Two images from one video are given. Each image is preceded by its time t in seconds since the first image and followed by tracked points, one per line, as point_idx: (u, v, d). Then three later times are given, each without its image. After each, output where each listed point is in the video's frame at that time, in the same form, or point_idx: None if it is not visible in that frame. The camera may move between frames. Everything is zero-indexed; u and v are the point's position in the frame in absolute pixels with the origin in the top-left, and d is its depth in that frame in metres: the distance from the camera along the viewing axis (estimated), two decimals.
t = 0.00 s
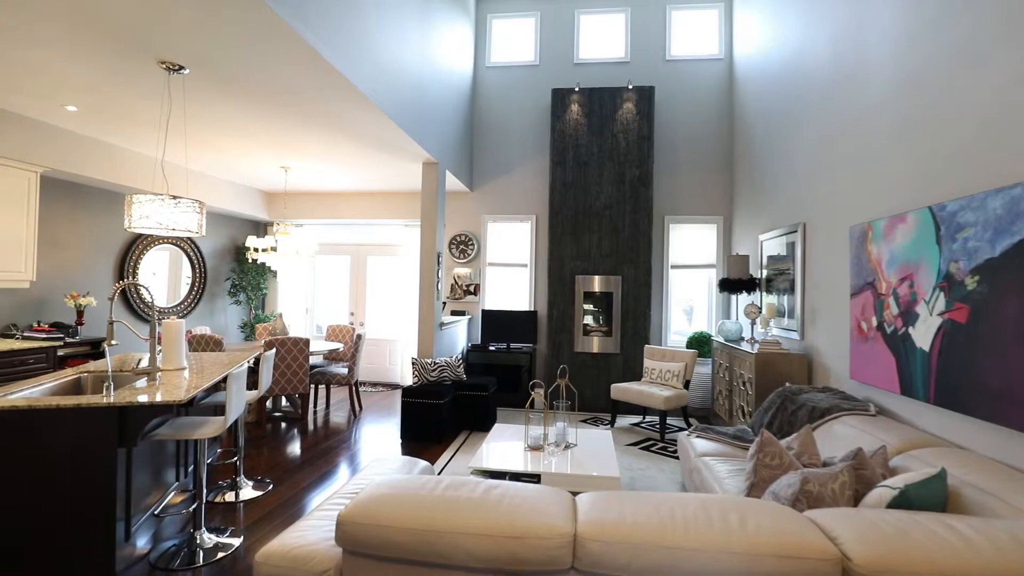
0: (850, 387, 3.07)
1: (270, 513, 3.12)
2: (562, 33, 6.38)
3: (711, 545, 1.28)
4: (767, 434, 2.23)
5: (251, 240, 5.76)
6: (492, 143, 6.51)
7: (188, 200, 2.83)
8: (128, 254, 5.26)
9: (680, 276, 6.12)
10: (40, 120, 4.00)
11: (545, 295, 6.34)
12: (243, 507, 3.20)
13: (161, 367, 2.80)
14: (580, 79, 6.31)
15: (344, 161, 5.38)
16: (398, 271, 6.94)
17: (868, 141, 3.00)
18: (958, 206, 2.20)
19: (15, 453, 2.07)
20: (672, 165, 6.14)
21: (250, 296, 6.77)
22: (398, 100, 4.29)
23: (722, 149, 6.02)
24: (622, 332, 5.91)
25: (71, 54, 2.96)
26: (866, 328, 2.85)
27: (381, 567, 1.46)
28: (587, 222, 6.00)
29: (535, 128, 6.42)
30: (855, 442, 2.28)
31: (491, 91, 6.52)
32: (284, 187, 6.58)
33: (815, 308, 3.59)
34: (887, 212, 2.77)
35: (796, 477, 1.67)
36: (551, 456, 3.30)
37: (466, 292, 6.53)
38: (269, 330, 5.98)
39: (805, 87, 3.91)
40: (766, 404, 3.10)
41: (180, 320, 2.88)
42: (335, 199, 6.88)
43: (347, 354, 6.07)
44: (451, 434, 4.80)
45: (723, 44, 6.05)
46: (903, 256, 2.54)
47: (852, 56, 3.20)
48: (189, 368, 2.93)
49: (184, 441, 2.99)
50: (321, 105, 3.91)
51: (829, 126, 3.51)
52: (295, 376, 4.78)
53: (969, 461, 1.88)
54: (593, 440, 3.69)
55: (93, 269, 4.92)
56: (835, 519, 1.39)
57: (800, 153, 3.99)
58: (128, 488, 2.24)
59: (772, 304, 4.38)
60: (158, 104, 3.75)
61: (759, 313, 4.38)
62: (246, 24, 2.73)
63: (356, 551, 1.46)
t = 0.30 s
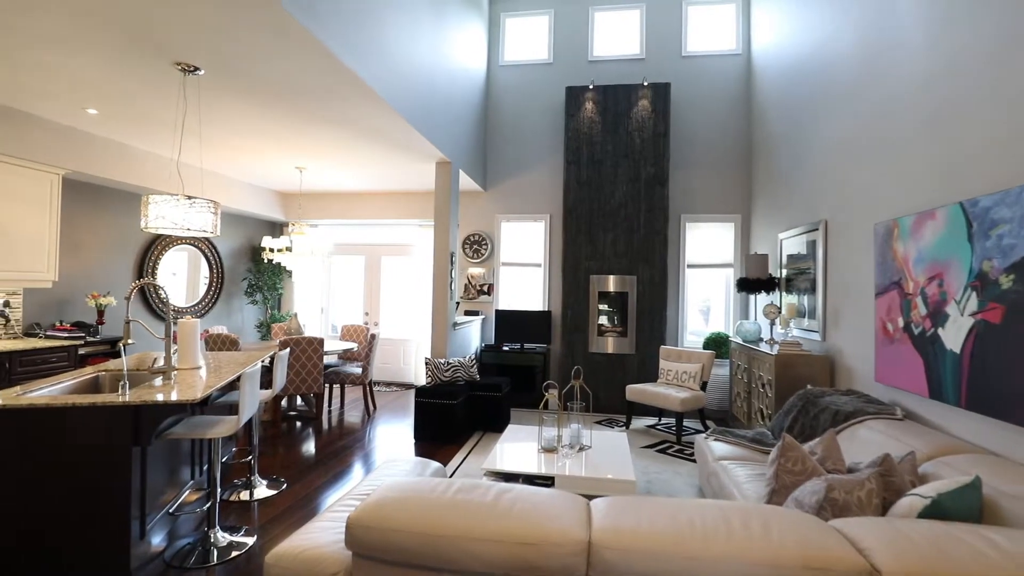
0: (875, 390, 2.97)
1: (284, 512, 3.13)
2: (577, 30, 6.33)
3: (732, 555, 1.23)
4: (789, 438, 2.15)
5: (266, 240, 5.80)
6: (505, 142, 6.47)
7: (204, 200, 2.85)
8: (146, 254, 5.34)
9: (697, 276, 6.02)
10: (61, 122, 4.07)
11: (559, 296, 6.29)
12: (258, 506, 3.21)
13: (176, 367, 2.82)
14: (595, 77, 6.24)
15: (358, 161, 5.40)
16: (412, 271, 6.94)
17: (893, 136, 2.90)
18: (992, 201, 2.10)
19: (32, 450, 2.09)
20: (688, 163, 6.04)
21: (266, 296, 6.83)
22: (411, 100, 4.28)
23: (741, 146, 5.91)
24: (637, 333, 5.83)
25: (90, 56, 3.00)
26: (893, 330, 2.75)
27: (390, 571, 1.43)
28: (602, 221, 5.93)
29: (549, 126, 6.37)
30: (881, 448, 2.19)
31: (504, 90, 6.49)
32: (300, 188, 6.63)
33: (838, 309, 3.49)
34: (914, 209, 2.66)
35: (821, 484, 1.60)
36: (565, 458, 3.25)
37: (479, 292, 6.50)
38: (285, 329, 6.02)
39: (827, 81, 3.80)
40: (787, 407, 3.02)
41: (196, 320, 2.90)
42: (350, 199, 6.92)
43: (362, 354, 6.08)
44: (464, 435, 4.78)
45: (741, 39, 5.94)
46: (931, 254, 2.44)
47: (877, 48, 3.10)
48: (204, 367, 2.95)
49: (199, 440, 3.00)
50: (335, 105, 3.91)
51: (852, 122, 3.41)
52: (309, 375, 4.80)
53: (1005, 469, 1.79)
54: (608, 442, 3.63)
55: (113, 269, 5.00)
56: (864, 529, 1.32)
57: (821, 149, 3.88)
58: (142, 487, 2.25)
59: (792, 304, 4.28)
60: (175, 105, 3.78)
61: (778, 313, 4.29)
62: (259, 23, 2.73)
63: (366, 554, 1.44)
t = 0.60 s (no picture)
0: (899, 393, 2.88)
1: (297, 511, 3.14)
2: (590, 28, 6.27)
3: (749, 565, 1.18)
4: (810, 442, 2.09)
5: (281, 241, 5.84)
6: (518, 142, 6.44)
7: (217, 201, 2.87)
8: (164, 256, 5.41)
9: (713, 275, 5.93)
10: (80, 125, 4.15)
11: (572, 296, 6.24)
12: (272, 505, 3.23)
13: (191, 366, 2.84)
14: (609, 75, 6.19)
15: (372, 162, 5.42)
16: (425, 271, 6.95)
17: (917, 131, 2.81)
18: None
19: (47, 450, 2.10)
20: (703, 161, 5.95)
21: (281, 296, 6.90)
22: (424, 101, 4.28)
23: (757, 143, 5.81)
24: (652, 333, 5.76)
25: (106, 59, 3.04)
26: (918, 331, 2.66)
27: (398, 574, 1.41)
28: (615, 221, 5.87)
29: (562, 125, 6.32)
30: (907, 454, 2.12)
31: (517, 89, 6.46)
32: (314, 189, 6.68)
33: (859, 309, 3.40)
34: (941, 206, 2.57)
35: (845, 492, 1.54)
36: (579, 460, 3.20)
37: (492, 293, 6.48)
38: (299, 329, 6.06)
39: (847, 75, 3.71)
40: (806, 410, 2.94)
41: (210, 320, 2.92)
42: (364, 200, 6.95)
43: (375, 354, 6.09)
44: (477, 435, 4.76)
45: (758, 35, 5.84)
46: (960, 253, 2.35)
47: (899, 40, 3.01)
48: (218, 367, 2.97)
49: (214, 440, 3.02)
50: (348, 106, 3.92)
51: (873, 117, 3.31)
52: (323, 375, 4.82)
53: None
54: (622, 445, 3.57)
55: (132, 270, 5.08)
56: (892, 540, 1.26)
57: (841, 146, 3.79)
58: (157, 485, 2.27)
59: (811, 305, 4.18)
60: (189, 107, 3.81)
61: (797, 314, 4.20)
62: (271, 25, 2.73)
63: (374, 557, 1.42)
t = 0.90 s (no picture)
0: (923, 397, 2.80)
1: (309, 511, 3.15)
2: (603, 25, 6.22)
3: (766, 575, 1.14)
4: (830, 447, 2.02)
5: (295, 241, 5.89)
6: (531, 141, 6.41)
7: (230, 202, 2.89)
8: (181, 257, 5.49)
9: (728, 275, 5.84)
10: (99, 128, 4.22)
11: (585, 296, 6.19)
12: (284, 504, 3.24)
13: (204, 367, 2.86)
14: (622, 73, 6.13)
15: (384, 163, 5.43)
16: (437, 271, 6.96)
17: (942, 126, 2.72)
18: None
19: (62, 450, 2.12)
20: (718, 159, 5.86)
21: (295, 297, 6.96)
22: (436, 101, 4.27)
23: (774, 141, 5.71)
24: (666, 334, 5.68)
25: (122, 62, 3.07)
26: (943, 332, 2.58)
27: None
28: (629, 220, 5.81)
29: (575, 124, 6.28)
30: (933, 460, 2.04)
31: (529, 88, 6.43)
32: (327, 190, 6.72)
33: (880, 309, 3.30)
34: (967, 203, 2.49)
35: (867, 500, 1.48)
36: (591, 463, 3.16)
37: (505, 293, 6.46)
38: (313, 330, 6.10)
39: (868, 69, 3.62)
40: (826, 414, 2.87)
41: (223, 321, 2.94)
42: (376, 200, 6.97)
43: (388, 354, 6.11)
44: (489, 436, 4.74)
45: (775, 30, 5.73)
46: (987, 252, 2.27)
47: (922, 32, 2.91)
48: (231, 367, 2.99)
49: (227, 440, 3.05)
50: (360, 107, 3.93)
51: (895, 113, 3.22)
52: (335, 375, 4.84)
53: None
54: (635, 447, 3.52)
55: (150, 270, 5.16)
56: (919, 551, 1.20)
57: (861, 142, 3.69)
58: (170, 485, 2.28)
59: (830, 305, 4.09)
60: (204, 109, 3.85)
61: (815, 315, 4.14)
62: (283, 27, 2.74)
63: (381, 561, 1.40)
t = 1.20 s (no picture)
0: (947, 400, 2.71)
1: (319, 511, 3.15)
2: (614, 22, 6.16)
3: None
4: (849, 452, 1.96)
5: (306, 241, 5.92)
6: (542, 140, 6.38)
7: (240, 203, 2.90)
8: (196, 257, 5.55)
9: (743, 275, 5.74)
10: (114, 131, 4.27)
11: (597, 297, 6.14)
12: (294, 504, 3.24)
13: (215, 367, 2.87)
14: (634, 70, 6.06)
15: (394, 163, 5.43)
16: (448, 271, 6.95)
17: (967, 123, 2.62)
18: None
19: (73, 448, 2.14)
20: (732, 157, 5.77)
21: (308, 297, 7.00)
22: (446, 100, 4.26)
23: (790, 138, 5.60)
24: (679, 335, 5.61)
25: (135, 65, 3.10)
26: (967, 334, 2.49)
27: None
28: (641, 219, 5.75)
29: (586, 122, 6.22)
30: (957, 466, 1.97)
31: (540, 87, 6.40)
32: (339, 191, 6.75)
33: (901, 310, 3.21)
34: (992, 200, 2.40)
35: (888, 508, 1.42)
36: (602, 465, 3.12)
37: (516, 293, 6.43)
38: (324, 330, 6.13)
39: (887, 63, 3.52)
40: (844, 417, 2.79)
41: (234, 321, 2.96)
42: (388, 201, 6.99)
43: (399, 354, 6.11)
44: (499, 437, 4.72)
45: (790, 25, 5.63)
46: (1014, 250, 2.19)
47: (945, 24, 2.82)
48: (241, 367, 3.00)
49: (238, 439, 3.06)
50: (370, 107, 3.93)
51: (917, 108, 3.12)
52: (346, 375, 4.85)
53: None
54: (647, 449, 3.46)
55: (165, 271, 5.22)
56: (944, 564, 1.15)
57: (881, 138, 3.60)
58: (180, 483, 2.29)
59: (848, 305, 3.99)
60: (216, 110, 3.88)
61: (833, 315, 4.06)
62: (292, 28, 2.74)
63: (384, 565, 1.38)
